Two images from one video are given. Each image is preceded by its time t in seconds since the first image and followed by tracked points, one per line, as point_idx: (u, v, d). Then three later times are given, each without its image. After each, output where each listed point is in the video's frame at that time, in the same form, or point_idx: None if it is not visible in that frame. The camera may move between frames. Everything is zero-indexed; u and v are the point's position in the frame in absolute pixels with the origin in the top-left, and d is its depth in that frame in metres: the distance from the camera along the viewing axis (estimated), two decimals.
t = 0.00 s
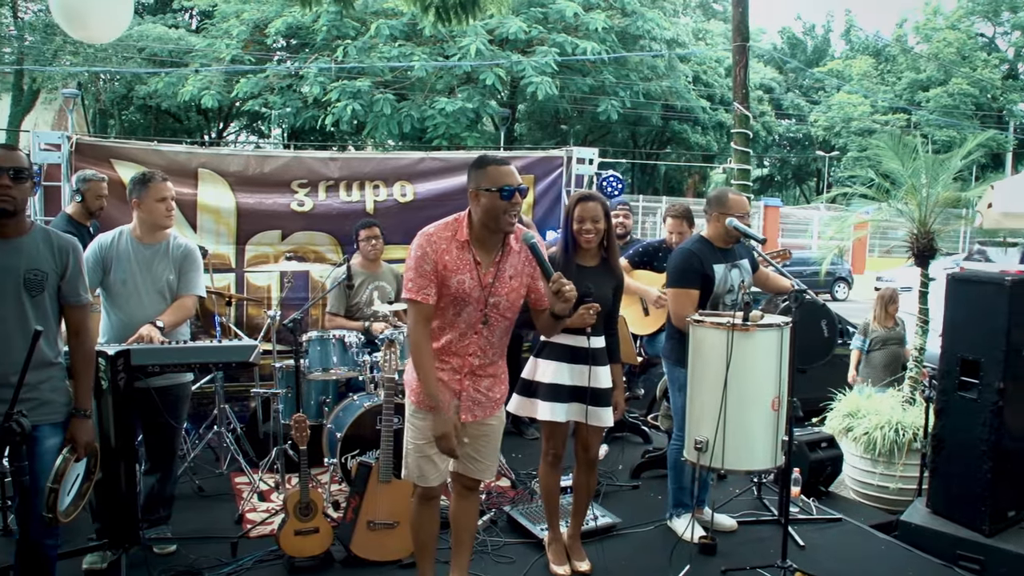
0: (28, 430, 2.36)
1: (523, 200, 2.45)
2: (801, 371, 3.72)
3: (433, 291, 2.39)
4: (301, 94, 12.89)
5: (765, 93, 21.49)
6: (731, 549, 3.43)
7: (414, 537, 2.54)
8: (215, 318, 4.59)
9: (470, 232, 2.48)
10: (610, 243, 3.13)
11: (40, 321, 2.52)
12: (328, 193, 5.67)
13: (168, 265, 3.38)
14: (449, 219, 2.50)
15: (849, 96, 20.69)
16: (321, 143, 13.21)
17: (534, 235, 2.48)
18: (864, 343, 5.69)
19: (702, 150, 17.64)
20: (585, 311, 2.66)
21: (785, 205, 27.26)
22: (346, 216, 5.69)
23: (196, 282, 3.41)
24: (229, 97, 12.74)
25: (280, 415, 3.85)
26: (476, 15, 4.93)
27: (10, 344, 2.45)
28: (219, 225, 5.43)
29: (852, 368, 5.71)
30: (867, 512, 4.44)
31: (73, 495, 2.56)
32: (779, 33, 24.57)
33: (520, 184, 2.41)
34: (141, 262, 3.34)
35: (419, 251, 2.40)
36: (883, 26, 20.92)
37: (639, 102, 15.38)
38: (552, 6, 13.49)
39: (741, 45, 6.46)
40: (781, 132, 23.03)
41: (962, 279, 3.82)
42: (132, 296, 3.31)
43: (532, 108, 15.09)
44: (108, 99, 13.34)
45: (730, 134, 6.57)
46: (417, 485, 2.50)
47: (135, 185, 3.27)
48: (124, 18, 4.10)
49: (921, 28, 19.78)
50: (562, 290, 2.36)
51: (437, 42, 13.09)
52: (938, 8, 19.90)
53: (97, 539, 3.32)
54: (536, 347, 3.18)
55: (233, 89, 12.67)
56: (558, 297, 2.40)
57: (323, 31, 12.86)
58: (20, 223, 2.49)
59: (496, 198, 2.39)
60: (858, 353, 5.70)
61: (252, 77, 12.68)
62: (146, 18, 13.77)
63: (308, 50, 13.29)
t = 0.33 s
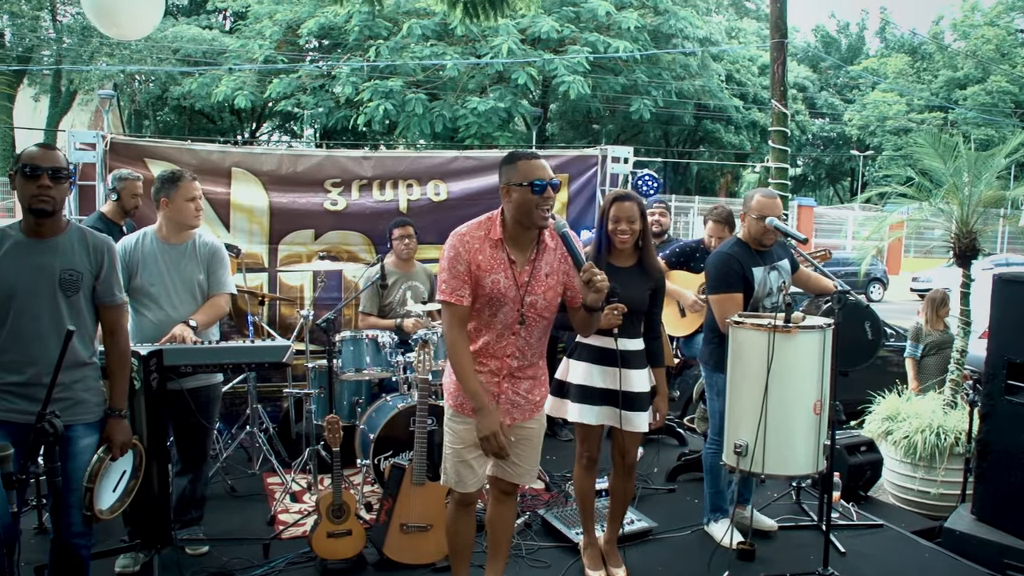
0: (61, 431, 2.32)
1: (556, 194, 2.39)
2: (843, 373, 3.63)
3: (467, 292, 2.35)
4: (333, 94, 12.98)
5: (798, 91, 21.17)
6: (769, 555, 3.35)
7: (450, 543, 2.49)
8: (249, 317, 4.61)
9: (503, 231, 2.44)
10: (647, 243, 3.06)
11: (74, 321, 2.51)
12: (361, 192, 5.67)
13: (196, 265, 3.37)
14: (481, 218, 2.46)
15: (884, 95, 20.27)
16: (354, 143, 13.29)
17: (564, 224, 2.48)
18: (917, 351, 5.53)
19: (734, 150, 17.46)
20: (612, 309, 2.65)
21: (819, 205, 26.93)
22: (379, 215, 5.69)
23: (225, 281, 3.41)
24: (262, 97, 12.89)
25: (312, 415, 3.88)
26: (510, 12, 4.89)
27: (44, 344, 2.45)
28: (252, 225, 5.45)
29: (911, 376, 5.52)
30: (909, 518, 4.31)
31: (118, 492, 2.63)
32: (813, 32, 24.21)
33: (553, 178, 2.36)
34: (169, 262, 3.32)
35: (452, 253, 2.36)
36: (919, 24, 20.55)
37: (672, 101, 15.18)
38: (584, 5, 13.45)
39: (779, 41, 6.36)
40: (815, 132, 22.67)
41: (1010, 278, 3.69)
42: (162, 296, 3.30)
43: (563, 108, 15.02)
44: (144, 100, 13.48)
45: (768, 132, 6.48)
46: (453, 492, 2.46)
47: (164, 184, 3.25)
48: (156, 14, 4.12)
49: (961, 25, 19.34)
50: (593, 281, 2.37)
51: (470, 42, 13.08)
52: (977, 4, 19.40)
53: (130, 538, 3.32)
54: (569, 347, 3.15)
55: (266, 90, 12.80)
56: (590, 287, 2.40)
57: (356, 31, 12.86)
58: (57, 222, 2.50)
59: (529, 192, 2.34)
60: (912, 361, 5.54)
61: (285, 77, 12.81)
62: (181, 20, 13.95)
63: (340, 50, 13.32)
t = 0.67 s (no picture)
0: (86, 430, 2.31)
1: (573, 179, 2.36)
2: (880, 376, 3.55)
3: (477, 288, 2.37)
4: (361, 94, 13.07)
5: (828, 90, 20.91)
6: (803, 560, 3.28)
7: (479, 548, 2.45)
8: (276, 316, 4.61)
9: (522, 222, 2.42)
10: (678, 241, 3.00)
11: (102, 318, 2.50)
12: (390, 191, 5.67)
13: (215, 265, 3.35)
14: (501, 214, 2.45)
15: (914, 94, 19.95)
16: (381, 142, 13.35)
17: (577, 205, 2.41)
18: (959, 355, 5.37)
19: (762, 149, 17.31)
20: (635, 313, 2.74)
21: (848, 205, 26.64)
22: (406, 214, 5.68)
23: (247, 280, 3.40)
24: (290, 97, 13.01)
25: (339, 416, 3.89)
26: (539, 10, 4.86)
27: (72, 340, 2.45)
28: (280, 224, 5.47)
29: (954, 379, 5.34)
30: (945, 523, 4.22)
31: (142, 494, 2.59)
32: (842, 31, 23.90)
33: (569, 163, 2.33)
34: (188, 265, 3.29)
35: (469, 249, 2.39)
36: (951, 22, 20.17)
37: (700, 100, 15.01)
38: (612, 4, 13.40)
39: (813, 38, 6.27)
40: (845, 131, 22.40)
41: None
42: (185, 297, 3.26)
43: (590, 108, 14.93)
44: (173, 100, 13.62)
45: (801, 130, 6.39)
46: (482, 497, 2.41)
47: (180, 186, 3.24)
48: (178, 14, 4.15)
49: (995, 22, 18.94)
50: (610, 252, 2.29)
51: (496, 41, 13.06)
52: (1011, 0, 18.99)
53: (159, 537, 3.33)
54: (601, 347, 3.11)
55: (294, 90, 12.92)
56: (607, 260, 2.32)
57: (383, 31, 12.82)
58: (87, 219, 2.50)
59: (542, 176, 2.32)
60: (956, 364, 5.36)
61: (312, 77, 12.89)
62: (209, 21, 14.07)
63: (368, 50, 13.33)
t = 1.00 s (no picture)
0: (99, 430, 2.30)
1: (582, 172, 2.36)
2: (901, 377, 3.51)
3: (480, 283, 2.40)
4: (375, 94, 13.12)
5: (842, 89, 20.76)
6: (821, 562, 3.24)
7: (492, 550, 2.44)
8: (290, 315, 4.61)
9: (527, 216, 2.43)
10: (699, 240, 2.97)
11: (113, 314, 2.50)
12: (404, 189, 5.67)
13: (217, 264, 3.32)
14: (508, 208, 2.46)
15: (930, 93, 19.77)
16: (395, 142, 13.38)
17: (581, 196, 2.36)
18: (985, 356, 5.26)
19: (776, 148, 17.26)
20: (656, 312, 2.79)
21: (863, 205, 26.42)
22: (420, 213, 5.68)
23: (252, 279, 3.41)
24: (305, 97, 13.10)
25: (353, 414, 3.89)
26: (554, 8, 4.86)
27: (84, 335, 2.45)
28: (294, 223, 5.48)
29: (981, 379, 5.21)
30: (965, 526, 4.16)
31: (151, 496, 2.57)
32: (857, 29, 23.73)
33: (578, 156, 2.32)
34: (189, 265, 3.26)
35: (476, 243, 2.41)
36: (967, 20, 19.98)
37: (714, 99, 14.89)
38: (625, 3, 13.43)
39: (830, 35, 6.22)
40: (860, 130, 22.23)
41: None
42: (191, 298, 3.23)
43: (603, 108, 14.91)
44: (187, 100, 13.70)
45: (818, 127, 6.34)
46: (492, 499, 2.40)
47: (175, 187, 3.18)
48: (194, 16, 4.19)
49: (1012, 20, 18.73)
50: (608, 240, 2.24)
51: (510, 41, 13.07)
52: None
53: (172, 537, 3.33)
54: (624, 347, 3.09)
55: (308, 90, 13.00)
56: (606, 249, 2.26)
57: (397, 31, 12.81)
58: (98, 217, 2.51)
59: (552, 168, 2.31)
60: (982, 365, 5.24)
61: (326, 77, 12.95)
62: (224, 21, 14.16)
63: (381, 50, 13.33)
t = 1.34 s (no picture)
0: (112, 429, 2.30)
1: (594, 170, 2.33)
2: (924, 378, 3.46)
3: (490, 282, 2.33)
4: (388, 94, 13.17)
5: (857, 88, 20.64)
6: (842, 564, 3.20)
7: (505, 552, 2.41)
8: (304, 313, 4.62)
9: (538, 213, 2.39)
10: (720, 238, 2.95)
11: (126, 313, 2.50)
12: (418, 188, 5.67)
13: (230, 262, 3.31)
14: (516, 205, 2.42)
15: (946, 92, 19.60)
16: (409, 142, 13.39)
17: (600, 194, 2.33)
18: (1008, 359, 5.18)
19: (790, 147, 17.17)
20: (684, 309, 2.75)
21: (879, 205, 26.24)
22: (435, 211, 5.67)
23: (265, 277, 3.39)
24: (318, 97, 13.17)
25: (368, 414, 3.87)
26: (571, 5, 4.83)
27: (97, 334, 2.45)
28: (308, 221, 5.48)
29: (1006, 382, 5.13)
30: (985, 529, 4.10)
31: (174, 495, 2.63)
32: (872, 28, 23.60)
33: (591, 155, 2.30)
34: (202, 264, 3.26)
35: (483, 242, 2.34)
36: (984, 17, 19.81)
37: (728, 98, 14.80)
38: (639, 3, 13.43)
39: (849, 31, 6.17)
40: (875, 130, 22.08)
41: None
42: (205, 297, 3.23)
43: (617, 108, 14.88)
44: (201, 100, 13.77)
45: (837, 125, 6.29)
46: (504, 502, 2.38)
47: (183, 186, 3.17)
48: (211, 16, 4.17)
49: None
50: (637, 242, 2.25)
51: (524, 41, 13.07)
52: None
53: (185, 537, 3.32)
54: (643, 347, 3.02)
55: (321, 90, 13.06)
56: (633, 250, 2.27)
57: (410, 31, 12.83)
58: (110, 217, 2.50)
59: (565, 167, 2.28)
60: (1006, 369, 5.16)
61: (340, 77, 12.99)
62: (239, 21, 14.23)
63: (395, 50, 13.35)
